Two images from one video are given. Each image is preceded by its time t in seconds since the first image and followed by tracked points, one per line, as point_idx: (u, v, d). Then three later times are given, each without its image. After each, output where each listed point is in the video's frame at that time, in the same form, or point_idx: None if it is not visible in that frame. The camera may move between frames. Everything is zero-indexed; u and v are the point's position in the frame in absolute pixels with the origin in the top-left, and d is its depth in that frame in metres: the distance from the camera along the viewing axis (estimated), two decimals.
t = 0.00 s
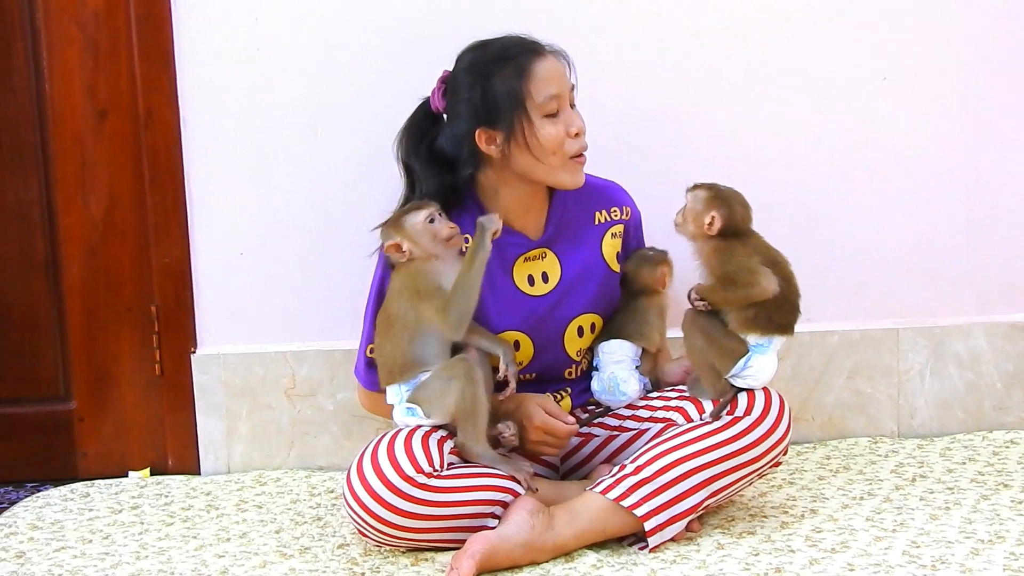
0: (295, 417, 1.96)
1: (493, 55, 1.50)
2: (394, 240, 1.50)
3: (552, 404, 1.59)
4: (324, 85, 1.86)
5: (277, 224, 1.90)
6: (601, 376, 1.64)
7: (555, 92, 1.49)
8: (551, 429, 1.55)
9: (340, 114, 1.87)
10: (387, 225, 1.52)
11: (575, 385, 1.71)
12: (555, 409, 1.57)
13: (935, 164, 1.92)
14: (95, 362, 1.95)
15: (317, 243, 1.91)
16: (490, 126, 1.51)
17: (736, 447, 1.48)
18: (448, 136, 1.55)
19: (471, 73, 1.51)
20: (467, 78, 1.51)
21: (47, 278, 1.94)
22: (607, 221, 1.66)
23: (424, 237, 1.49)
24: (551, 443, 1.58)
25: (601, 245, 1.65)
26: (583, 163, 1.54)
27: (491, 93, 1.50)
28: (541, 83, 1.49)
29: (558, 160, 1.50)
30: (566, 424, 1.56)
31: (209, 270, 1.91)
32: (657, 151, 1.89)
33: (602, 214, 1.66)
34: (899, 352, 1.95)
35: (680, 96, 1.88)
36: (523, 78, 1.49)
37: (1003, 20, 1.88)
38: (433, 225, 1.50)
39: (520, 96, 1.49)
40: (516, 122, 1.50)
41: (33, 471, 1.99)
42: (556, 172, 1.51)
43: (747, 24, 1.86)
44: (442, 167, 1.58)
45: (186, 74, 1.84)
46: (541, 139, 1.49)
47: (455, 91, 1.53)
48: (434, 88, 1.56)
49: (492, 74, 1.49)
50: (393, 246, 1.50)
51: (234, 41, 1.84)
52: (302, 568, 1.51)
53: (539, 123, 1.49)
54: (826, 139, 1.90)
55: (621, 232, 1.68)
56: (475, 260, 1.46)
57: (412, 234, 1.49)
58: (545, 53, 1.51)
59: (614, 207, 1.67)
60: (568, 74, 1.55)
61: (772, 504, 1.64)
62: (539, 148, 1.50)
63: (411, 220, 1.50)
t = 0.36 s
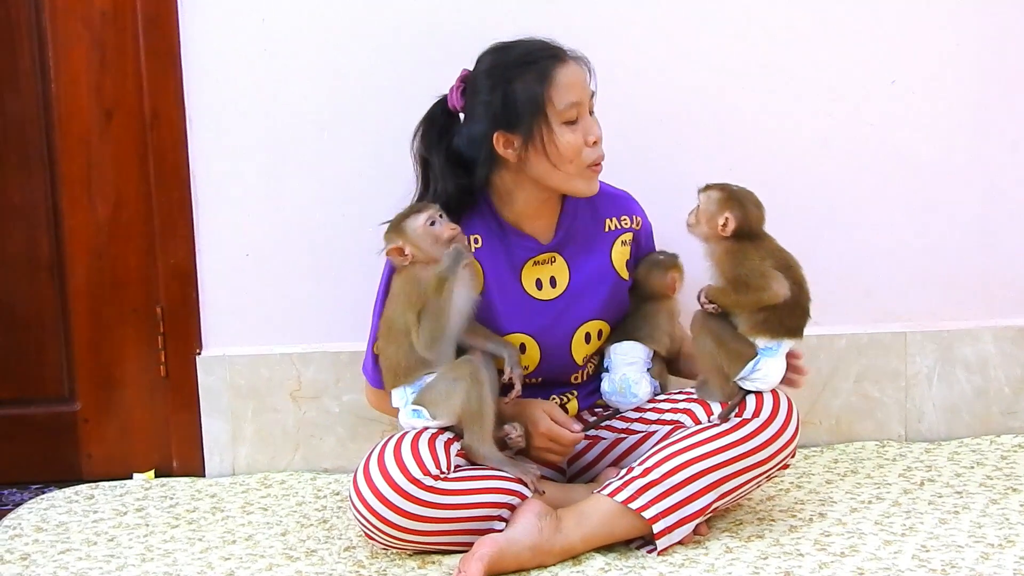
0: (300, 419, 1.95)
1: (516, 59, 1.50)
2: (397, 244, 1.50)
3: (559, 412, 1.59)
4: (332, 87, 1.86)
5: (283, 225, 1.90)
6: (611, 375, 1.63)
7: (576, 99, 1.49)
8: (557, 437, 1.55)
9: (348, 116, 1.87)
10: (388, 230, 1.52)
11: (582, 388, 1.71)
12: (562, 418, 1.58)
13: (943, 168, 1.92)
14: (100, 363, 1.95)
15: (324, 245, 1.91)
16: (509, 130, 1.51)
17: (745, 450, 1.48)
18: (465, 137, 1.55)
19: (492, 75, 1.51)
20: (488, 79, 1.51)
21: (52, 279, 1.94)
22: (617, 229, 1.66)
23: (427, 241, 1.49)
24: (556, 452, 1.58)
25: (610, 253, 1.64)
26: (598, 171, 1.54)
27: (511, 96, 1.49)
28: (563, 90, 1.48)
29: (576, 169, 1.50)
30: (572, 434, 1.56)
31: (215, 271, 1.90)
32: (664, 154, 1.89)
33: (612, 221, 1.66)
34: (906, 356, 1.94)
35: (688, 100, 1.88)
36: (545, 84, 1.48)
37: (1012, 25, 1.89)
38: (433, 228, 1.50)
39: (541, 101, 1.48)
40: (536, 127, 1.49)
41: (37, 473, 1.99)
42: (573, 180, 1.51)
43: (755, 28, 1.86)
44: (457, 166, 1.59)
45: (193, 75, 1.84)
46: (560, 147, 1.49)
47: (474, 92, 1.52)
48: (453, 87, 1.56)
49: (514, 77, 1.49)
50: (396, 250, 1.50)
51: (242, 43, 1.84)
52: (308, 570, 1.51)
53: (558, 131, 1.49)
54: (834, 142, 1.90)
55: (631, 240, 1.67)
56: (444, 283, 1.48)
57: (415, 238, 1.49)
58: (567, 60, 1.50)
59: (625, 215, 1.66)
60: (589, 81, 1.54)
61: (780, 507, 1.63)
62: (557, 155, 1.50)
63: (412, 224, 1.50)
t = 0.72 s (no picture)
0: (300, 421, 1.95)
1: (568, 77, 1.48)
2: (404, 244, 1.51)
3: (563, 428, 1.59)
4: (332, 88, 1.86)
5: (283, 227, 1.90)
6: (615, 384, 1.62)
7: (621, 130, 1.48)
8: (557, 453, 1.56)
9: (349, 117, 1.87)
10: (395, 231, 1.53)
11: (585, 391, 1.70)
12: (565, 434, 1.58)
13: (943, 169, 1.92)
14: (99, 365, 1.94)
15: (324, 247, 1.91)
16: (548, 147, 1.50)
17: (746, 453, 1.47)
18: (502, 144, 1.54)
19: (540, 90, 1.49)
20: (536, 94, 1.49)
21: (52, 281, 1.94)
22: (632, 241, 1.65)
23: (433, 240, 1.50)
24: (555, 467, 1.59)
25: (623, 265, 1.64)
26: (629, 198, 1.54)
27: (557, 116, 1.48)
28: (610, 120, 1.47)
29: (609, 196, 1.50)
30: (573, 452, 1.56)
31: (215, 273, 1.90)
32: (665, 155, 1.89)
33: (627, 234, 1.65)
34: (907, 357, 1.94)
35: (689, 101, 1.88)
36: (593, 109, 1.47)
37: (1013, 26, 1.89)
38: (440, 230, 1.51)
39: (587, 127, 1.47)
40: (577, 150, 1.49)
41: (36, 475, 1.99)
42: (604, 205, 1.51)
43: (755, 29, 1.86)
44: (488, 167, 1.58)
45: (193, 77, 1.84)
46: (596, 173, 1.48)
47: (519, 102, 1.51)
48: (496, 88, 1.55)
49: (563, 99, 1.48)
50: (401, 250, 1.51)
51: (242, 44, 1.84)
52: (308, 573, 1.50)
53: (598, 156, 1.48)
54: (834, 143, 1.90)
55: (646, 253, 1.67)
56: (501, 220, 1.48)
57: (420, 238, 1.51)
58: (619, 88, 1.49)
59: (639, 229, 1.66)
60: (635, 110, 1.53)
61: (781, 510, 1.63)
62: (593, 182, 1.49)
63: (418, 225, 1.51)
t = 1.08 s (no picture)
0: (297, 422, 1.95)
1: (636, 105, 1.45)
2: (417, 245, 1.46)
3: (559, 443, 1.59)
4: (329, 88, 1.86)
5: (280, 227, 1.90)
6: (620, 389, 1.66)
7: (679, 164, 1.46)
8: (550, 469, 1.56)
9: (345, 117, 1.87)
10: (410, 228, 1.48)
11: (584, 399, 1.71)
12: (560, 450, 1.58)
13: (940, 170, 1.92)
14: (95, 366, 1.94)
15: (320, 247, 1.90)
16: (605, 171, 1.47)
17: (743, 457, 1.47)
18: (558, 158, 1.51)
19: (605, 111, 1.46)
20: (601, 115, 1.46)
21: (47, 282, 1.93)
22: (650, 258, 1.65)
23: (446, 245, 1.45)
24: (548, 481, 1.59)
25: (639, 281, 1.64)
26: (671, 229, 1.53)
27: (620, 142, 1.45)
28: (672, 153, 1.45)
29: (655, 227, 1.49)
30: (566, 469, 1.56)
31: (211, 274, 1.90)
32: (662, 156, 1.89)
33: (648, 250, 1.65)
34: (904, 358, 1.94)
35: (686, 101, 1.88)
36: (658, 140, 1.44)
37: (1011, 27, 1.89)
38: (456, 233, 1.46)
39: (650, 159, 1.44)
40: (635, 181, 1.46)
41: (32, 476, 1.98)
42: (647, 235, 1.50)
43: (753, 29, 1.86)
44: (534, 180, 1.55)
45: (190, 77, 1.84)
46: (648, 205, 1.47)
47: (583, 120, 1.48)
48: (555, 97, 1.51)
49: (629, 125, 1.45)
50: (415, 250, 1.46)
51: (239, 44, 1.83)
52: (304, 574, 1.50)
53: (654, 187, 1.46)
54: (831, 144, 1.90)
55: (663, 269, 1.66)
56: (465, 298, 1.47)
57: (435, 240, 1.45)
58: (683, 121, 1.47)
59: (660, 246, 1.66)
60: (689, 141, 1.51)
61: (777, 510, 1.63)
62: (646, 213, 1.47)
63: (435, 226, 1.46)
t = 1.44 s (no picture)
0: (293, 422, 1.94)
1: (671, 100, 1.44)
2: (424, 237, 1.46)
3: (558, 450, 1.59)
4: (326, 87, 1.85)
5: (277, 227, 1.89)
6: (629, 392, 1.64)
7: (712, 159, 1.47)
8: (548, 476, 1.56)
9: (341, 117, 1.86)
10: (410, 222, 1.48)
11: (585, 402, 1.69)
12: (559, 457, 1.58)
13: (937, 170, 1.92)
14: (91, 366, 1.93)
15: (317, 247, 1.90)
16: (641, 168, 1.46)
17: (742, 461, 1.47)
18: (595, 158, 1.51)
19: (641, 109, 1.45)
20: (636, 113, 1.45)
21: (43, 282, 1.93)
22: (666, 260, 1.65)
23: (454, 237, 1.47)
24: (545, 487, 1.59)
25: (655, 285, 1.64)
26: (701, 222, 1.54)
27: (659, 139, 1.44)
28: (706, 148, 1.46)
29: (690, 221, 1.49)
30: (565, 476, 1.56)
31: (207, 274, 1.89)
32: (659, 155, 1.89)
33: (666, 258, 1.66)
34: (901, 358, 1.94)
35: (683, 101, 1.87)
36: (694, 135, 1.44)
37: (1008, 28, 1.89)
38: (463, 228, 1.49)
39: (686, 154, 1.44)
40: (671, 178, 1.46)
41: (27, 476, 1.98)
42: (681, 230, 1.50)
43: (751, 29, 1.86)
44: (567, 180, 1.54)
45: (186, 77, 1.83)
46: (686, 199, 1.46)
47: (617, 118, 1.47)
48: (583, 98, 1.50)
49: (665, 122, 1.44)
50: (418, 244, 1.46)
51: (236, 43, 1.83)
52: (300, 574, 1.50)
53: (690, 183, 1.46)
54: (828, 143, 1.90)
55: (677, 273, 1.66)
56: (504, 282, 1.44)
57: (441, 232, 1.47)
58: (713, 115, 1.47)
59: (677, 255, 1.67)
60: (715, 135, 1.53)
61: (774, 511, 1.63)
62: (681, 210, 1.48)
63: (441, 218, 1.48)
